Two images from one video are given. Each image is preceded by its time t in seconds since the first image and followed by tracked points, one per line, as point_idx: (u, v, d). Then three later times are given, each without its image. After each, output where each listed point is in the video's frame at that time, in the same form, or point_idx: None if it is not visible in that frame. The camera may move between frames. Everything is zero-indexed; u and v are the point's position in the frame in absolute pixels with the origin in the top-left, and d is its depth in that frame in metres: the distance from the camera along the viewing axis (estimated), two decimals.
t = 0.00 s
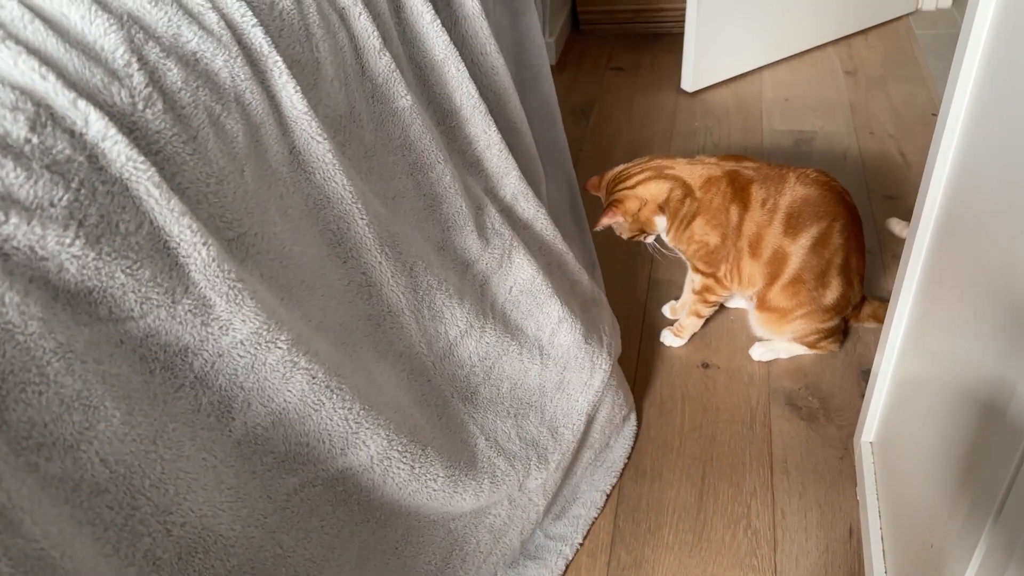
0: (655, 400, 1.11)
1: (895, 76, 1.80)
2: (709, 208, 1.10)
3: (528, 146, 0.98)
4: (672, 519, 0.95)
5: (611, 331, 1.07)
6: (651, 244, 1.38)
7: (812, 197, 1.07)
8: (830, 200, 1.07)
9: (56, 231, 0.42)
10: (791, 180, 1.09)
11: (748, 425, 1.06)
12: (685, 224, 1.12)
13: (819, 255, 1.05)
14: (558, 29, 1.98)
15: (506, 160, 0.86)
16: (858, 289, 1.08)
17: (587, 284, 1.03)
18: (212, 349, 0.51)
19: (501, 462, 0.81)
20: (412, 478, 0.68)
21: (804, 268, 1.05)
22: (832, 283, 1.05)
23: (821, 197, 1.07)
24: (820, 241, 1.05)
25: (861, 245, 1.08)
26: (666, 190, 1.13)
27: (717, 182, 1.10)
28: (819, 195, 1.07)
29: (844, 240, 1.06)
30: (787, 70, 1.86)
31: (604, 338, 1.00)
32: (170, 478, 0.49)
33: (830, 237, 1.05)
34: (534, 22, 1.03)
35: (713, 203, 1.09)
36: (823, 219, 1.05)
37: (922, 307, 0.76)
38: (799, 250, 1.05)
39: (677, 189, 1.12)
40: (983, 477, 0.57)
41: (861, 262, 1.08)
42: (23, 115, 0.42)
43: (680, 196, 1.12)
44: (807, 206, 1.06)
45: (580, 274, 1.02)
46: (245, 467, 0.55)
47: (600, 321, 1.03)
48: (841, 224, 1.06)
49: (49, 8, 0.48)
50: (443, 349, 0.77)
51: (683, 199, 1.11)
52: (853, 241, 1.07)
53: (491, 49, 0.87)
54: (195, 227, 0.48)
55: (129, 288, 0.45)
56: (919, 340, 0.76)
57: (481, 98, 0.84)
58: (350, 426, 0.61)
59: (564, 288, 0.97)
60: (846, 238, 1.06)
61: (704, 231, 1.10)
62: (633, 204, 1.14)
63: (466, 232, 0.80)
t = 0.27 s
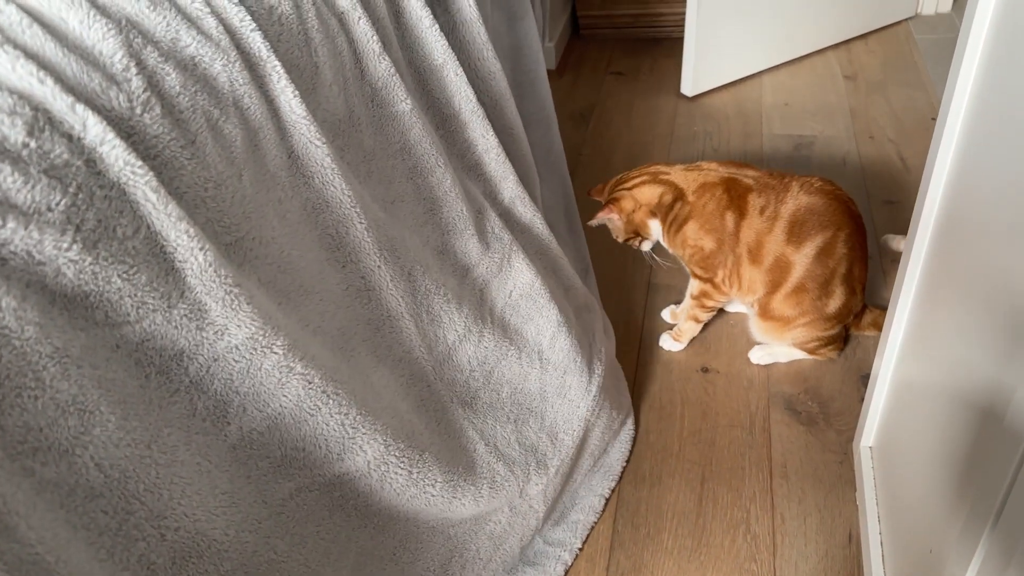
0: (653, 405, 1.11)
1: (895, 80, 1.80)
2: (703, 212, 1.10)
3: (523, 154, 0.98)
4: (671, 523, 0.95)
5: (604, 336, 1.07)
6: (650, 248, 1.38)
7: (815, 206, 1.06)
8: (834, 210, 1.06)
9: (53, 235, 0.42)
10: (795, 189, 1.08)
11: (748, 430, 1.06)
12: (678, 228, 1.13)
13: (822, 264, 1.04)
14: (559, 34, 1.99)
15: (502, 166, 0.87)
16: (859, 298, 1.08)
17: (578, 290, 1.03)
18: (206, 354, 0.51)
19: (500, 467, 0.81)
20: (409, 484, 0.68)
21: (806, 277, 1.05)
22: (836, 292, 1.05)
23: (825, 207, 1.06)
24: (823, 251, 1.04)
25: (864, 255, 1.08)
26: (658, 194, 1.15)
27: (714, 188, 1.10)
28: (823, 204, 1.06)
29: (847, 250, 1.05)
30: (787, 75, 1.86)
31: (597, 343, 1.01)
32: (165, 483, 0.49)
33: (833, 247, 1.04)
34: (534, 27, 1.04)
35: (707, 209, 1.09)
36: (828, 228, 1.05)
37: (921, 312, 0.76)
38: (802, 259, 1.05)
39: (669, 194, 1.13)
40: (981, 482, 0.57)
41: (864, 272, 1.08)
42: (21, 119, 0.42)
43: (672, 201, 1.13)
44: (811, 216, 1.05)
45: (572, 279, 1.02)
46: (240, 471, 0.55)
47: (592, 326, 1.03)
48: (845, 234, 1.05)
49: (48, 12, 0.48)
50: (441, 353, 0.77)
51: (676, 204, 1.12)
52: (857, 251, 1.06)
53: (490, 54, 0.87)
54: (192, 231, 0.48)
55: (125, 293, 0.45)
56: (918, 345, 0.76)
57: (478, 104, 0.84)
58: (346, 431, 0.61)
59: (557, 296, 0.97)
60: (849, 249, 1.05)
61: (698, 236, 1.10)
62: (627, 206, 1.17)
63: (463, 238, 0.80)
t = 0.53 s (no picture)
0: (651, 408, 1.10)
1: (895, 83, 1.80)
2: (702, 216, 1.10)
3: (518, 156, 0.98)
4: (672, 525, 0.95)
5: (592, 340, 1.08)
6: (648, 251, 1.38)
7: (814, 210, 1.06)
8: (833, 215, 1.06)
9: (53, 238, 0.42)
10: (794, 193, 1.08)
11: (749, 432, 1.06)
12: (676, 230, 1.13)
13: (822, 268, 1.04)
14: (558, 36, 1.99)
15: (498, 169, 0.87)
16: (859, 302, 1.07)
17: (568, 293, 1.04)
18: (206, 356, 0.51)
19: (498, 468, 0.81)
20: (410, 486, 0.68)
21: (807, 281, 1.04)
22: (836, 296, 1.05)
23: (824, 211, 1.06)
24: (823, 255, 1.04)
25: (864, 259, 1.07)
26: (657, 197, 1.15)
27: (713, 192, 1.10)
28: (822, 208, 1.06)
29: (847, 254, 1.04)
30: (787, 78, 1.86)
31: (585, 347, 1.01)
32: (166, 486, 0.49)
33: (833, 250, 1.04)
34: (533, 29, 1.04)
35: (705, 212, 1.10)
36: (828, 232, 1.04)
37: (922, 314, 0.75)
38: (802, 263, 1.04)
39: (668, 197, 1.13)
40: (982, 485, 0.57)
41: (865, 276, 1.07)
42: (21, 122, 0.42)
43: (671, 204, 1.13)
44: (811, 220, 1.05)
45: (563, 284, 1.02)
46: (242, 475, 0.55)
47: (581, 330, 1.04)
48: (844, 238, 1.05)
49: (48, 15, 0.48)
50: (440, 355, 0.77)
51: (675, 206, 1.13)
52: (856, 255, 1.06)
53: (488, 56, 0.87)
54: (193, 234, 0.48)
55: (125, 295, 0.45)
56: (919, 347, 0.76)
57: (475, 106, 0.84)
58: (347, 433, 0.61)
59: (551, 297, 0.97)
60: (849, 252, 1.05)
61: (696, 239, 1.10)
62: (628, 207, 1.17)
63: (460, 240, 0.81)
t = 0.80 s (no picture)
0: (650, 410, 1.10)
1: (895, 84, 1.80)
2: (703, 218, 1.10)
3: (518, 157, 0.98)
4: (670, 527, 0.95)
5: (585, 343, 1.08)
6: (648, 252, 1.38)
7: (815, 212, 1.06)
8: (834, 217, 1.06)
9: (53, 240, 0.42)
10: (794, 196, 1.08)
11: (748, 434, 1.06)
12: (677, 232, 1.13)
13: (822, 270, 1.04)
14: (559, 37, 1.99)
15: (497, 171, 0.87)
16: (860, 304, 1.07)
17: (565, 295, 1.04)
18: (204, 358, 0.51)
19: (492, 470, 0.81)
20: (405, 488, 0.68)
21: (807, 283, 1.04)
22: (836, 297, 1.04)
23: (824, 213, 1.06)
24: (824, 257, 1.04)
25: (866, 262, 1.07)
26: (657, 199, 1.15)
27: (713, 194, 1.10)
28: (822, 210, 1.06)
29: (847, 256, 1.04)
30: (788, 79, 1.86)
31: (579, 350, 1.01)
32: (164, 488, 0.49)
33: (833, 253, 1.04)
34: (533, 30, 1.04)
35: (706, 214, 1.10)
36: (827, 235, 1.04)
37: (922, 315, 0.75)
38: (803, 265, 1.04)
39: (668, 200, 1.13)
40: (981, 487, 0.56)
41: (866, 278, 1.07)
42: (22, 122, 0.42)
43: (671, 205, 1.13)
44: (811, 222, 1.05)
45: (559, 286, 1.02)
46: (238, 477, 0.55)
47: (576, 333, 1.04)
48: (845, 241, 1.04)
49: (49, 15, 0.48)
50: (436, 357, 0.77)
51: (675, 208, 1.13)
52: (857, 258, 1.05)
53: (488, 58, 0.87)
54: (192, 236, 0.48)
55: (124, 297, 0.45)
56: (918, 349, 0.76)
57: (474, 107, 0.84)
58: (342, 435, 0.61)
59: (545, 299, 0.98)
60: (849, 255, 1.04)
61: (697, 240, 1.10)
62: (627, 208, 1.17)
63: (456, 242, 0.81)
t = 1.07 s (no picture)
0: (649, 410, 1.10)
1: (895, 84, 1.80)
2: (700, 216, 1.10)
3: (516, 158, 0.98)
4: (667, 527, 0.95)
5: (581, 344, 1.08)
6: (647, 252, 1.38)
7: (810, 213, 1.06)
8: (828, 218, 1.05)
9: (52, 240, 0.42)
10: (790, 196, 1.08)
11: (747, 434, 1.06)
12: (678, 230, 1.13)
13: (814, 271, 1.04)
14: (558, 37, 1.99)
15: (495, 171, 0.87)
16: (856, 306, 1.07)
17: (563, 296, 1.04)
18: (201, 357, 0.51)
19: (486, 471, 0.81)
20: (399, 487, 0.69)
21: (800, 284, 1.04)
22: (830, 298, 1.04)
23: (820, 214, 1.06)
24: (817, 259, 1.04)
25: (862, 263, 1.06)
26: (672, 192, 1.13)
27: (711, 193, 1.11)
28: (817, 211, 1.06)
29: (841, 258, 1.04)
30: (788, 79, 1.86)
31: (575, 351, 1.02)
32: (160, 488, 0.49)
33: (826, 255, 1.03)
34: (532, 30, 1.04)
35: (703, 213, 1.10)
36: (820, 236, 1.04)
37: (920, 315, 0.75)
38: (796, 266, 1.04)
39: (679, 194, 1.12)
40: (978, 488, 0.56)
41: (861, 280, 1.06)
42: (21, 122, 0.42)
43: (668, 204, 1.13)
44: (806, 223, 1.05)
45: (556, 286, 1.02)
46: (233, 477, 0.55)
47: (573, 334, 1.04)
48: (839, 243, 1.04)
49: (48, 16, 0.48)
50: (431, 357, 0.78)
51: (673, 207, 1.13)
52: (852, 260, 1.05)
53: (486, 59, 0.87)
54: (190, 236, 0.48)
55: (122, 297, 0.45)
56: (916, 349, 0.76)
57: (472, 108, 0.84)
58: (337, 435, 0.61)
59: (540, 299, 0.98)
60: (843, 257, 1.04)
61: (694, 239, 1.11)
62: (645, 197, 1.14)
63: (452, 243, 0.81)
